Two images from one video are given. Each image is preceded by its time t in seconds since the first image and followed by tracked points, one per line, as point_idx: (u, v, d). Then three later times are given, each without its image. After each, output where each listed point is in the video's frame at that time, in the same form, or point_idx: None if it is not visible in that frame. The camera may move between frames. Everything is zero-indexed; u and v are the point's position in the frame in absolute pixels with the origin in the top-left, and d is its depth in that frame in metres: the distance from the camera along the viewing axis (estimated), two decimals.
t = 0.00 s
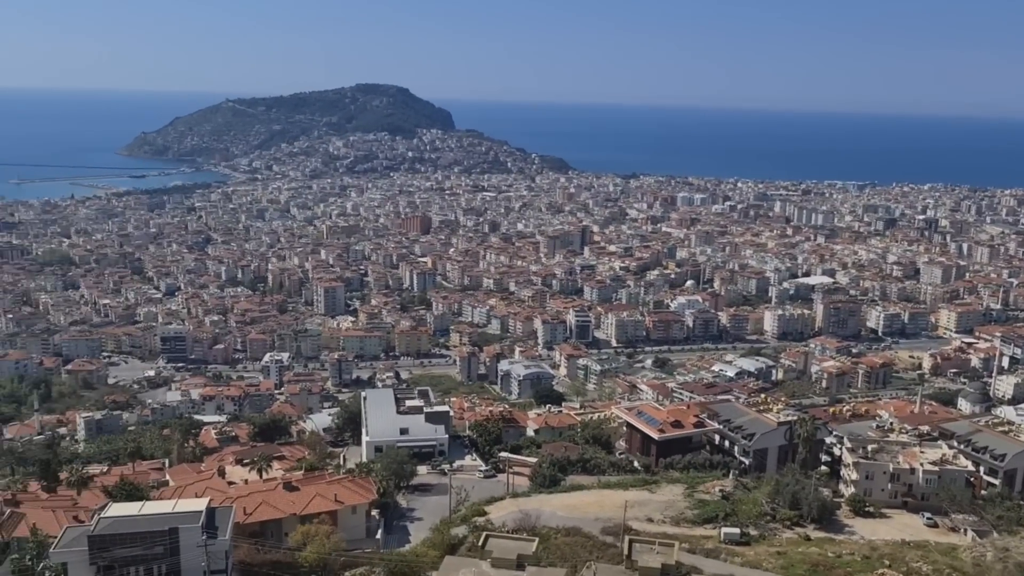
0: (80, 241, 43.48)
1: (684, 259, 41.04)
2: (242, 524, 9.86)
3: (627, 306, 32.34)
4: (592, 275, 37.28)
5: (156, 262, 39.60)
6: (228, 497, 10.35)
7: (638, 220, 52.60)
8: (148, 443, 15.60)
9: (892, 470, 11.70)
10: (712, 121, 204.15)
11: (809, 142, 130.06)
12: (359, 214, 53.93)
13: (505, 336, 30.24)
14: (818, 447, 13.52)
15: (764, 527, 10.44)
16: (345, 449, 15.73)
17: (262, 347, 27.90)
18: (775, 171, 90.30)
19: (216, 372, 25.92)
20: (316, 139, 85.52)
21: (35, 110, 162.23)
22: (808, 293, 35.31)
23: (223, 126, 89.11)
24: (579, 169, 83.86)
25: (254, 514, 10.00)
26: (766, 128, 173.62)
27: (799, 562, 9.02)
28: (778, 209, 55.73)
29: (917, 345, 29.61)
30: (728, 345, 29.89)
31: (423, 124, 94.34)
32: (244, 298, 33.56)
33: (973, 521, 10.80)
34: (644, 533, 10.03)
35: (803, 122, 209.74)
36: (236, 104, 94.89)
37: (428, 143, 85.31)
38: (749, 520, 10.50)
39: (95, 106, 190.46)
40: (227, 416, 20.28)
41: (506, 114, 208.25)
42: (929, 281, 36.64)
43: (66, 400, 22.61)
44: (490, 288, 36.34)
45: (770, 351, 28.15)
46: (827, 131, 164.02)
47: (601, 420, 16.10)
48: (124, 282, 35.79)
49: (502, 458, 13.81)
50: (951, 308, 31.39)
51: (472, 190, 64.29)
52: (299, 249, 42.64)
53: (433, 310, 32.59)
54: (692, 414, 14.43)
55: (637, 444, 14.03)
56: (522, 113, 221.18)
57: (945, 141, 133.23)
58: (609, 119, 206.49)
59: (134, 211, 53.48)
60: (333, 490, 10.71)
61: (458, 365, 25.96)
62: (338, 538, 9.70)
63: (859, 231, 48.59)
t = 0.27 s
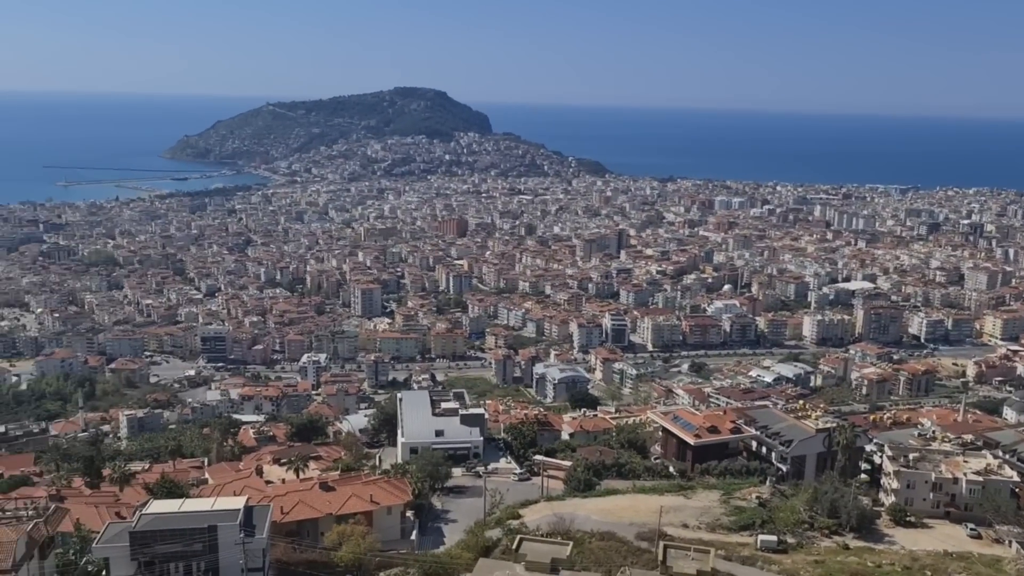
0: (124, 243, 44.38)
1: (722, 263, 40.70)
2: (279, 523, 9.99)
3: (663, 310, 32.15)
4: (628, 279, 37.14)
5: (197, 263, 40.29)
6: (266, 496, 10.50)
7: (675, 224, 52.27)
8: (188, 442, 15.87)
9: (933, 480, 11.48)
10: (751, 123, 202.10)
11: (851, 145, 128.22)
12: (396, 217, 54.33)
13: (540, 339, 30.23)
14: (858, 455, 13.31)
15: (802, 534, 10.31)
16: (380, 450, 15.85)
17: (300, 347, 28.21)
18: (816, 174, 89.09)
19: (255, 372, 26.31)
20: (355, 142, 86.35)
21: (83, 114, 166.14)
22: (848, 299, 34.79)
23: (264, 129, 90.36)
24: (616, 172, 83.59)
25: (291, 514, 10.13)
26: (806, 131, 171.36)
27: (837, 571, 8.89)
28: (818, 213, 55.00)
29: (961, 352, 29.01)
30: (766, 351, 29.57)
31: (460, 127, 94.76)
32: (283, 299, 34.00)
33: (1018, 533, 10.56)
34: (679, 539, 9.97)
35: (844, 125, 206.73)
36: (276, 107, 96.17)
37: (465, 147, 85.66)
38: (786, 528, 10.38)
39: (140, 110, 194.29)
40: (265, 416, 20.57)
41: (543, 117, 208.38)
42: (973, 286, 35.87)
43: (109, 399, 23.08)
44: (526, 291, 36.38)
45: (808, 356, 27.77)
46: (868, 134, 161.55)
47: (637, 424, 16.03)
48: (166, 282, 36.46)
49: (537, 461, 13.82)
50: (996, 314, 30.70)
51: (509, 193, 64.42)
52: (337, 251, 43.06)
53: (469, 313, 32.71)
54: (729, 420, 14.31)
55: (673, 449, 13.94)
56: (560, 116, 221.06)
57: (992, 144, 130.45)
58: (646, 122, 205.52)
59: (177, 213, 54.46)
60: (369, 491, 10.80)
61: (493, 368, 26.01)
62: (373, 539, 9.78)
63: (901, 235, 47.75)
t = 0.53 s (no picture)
0: (162, 243, 45.13)
1: (755, 268, 40.33)
2: (311, 522, 10.08)
3: (695, 315, 31.95)
4: (660, 283, 36.95)
5: (232, 264, 40.84)
6: (298, 495, 10.61)
7: (708, 228, 51.91)
8: (222, 441, 16.10)
9: (971, 490, 11.27)
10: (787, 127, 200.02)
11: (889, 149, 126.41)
12: (429, 219, 54.60)
13: (572, 343, 30.20)
14: (893, 464, 13.12)
15: (835, 543, 10.18)
16: (411, 452, 15.93)
17: (333, 348, 28.48)
18: (852, 179, 87.92)
19: (288, 372, 26.60)
20: (389, 145, 86.95)
21: (123, 117, 169.23)
22: (885, 305, 34.28)
23: (299, 132, 91.34)
24: (649, 176, 83.28)
25: (322, 513, 10.22)
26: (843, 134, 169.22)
27: None
28: (854, 218, 54.28)
29: (1001, 361, 28.43)
30: (800, 357, 29.25)
31: (493, 130, 94.99)
32: (316, 300, 34.33)
33: None
34: (710, 546, 9.90)
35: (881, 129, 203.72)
36: (312, 110, 97.15)
37: (498, 150, 85.83)
38: (818, 536, 10.26)
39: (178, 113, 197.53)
40: (298, 416, 20.78)
41: (576, 121, 208.03)
42: (1014, 293, 35.15)
43: (146, 396, 23.48)
44: (557, 294, 36.36)
45: (843, 363, 27.41)
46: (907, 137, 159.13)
47: (668, 429, 15.94)
48: (203, 283, 36.99)
49: (567, 465, 13.80)
50: None
51: (541, 196, 64.43)
52: (370, 253, 43.38)
53: (500, 316, 32.76)
54: (761, 426, 14.18)
55: (704, 454, 13.85)
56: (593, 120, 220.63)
57: None
58: (680, 126, 204.28)
59: (213, 214, 55.26)
60: (400, 492, 10.86)
61: (524, 371, 26.02)
62: (403, 540, 9.84)
63: (940, 241, 46.96)
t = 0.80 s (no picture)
0: (196, 245, 45.75)
1: (787, 274, 39.92)
2: (339, 524, 10.17)
3: (726, 321, 31.72)
4: (690, 288, 36.73)
5: (264, 266, 41.27)
6: (327, 496, 10.70)
7: (739, 233, 51.50)
8: (253, 441, 16.28)
9: (1008, 502, 11.07)
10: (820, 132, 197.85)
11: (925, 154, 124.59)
12: (458, 223, 54.78)
13: (601, 347, 30.12)
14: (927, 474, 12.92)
15: (867, 553, 10.05)
16: (439, 454, 15.99)
17: (363, 350, 28.70)
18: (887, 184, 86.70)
19: (318, 374, 26.82)
20: (420, 148, 87.39)
21: (160, 121, 171.82)
22: (919, 312, 33.77)
23: (331, 136, 92.14)
24: (680, 181, 82.84)
25: (351, 514, 10.30)
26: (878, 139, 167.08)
27: None
28: (889, 224, 53.54)
29: None
30: (832, 364, 28.90)
31: (524, 134, 95.09)
32: (347, 303, 34.60)
33: None
34: (739, 554, 9.81)
35: (917, 134, 200.67)
36: (344, 114, 97.95)
37: (528, 154, 85.90)
38: (850, 546, 10.13)
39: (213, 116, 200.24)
40: (328, 417, 20.94)
41: (607, 125, 207.53)
42: None
43: (178, 396, 23.81)
44: (587, 298, 36.29)
45: (876, 371, 27.03)
46: (943, 142, 156.74)
47: (697, 435, 15.84)
48: (235, 284, 37.44)
49: (595, 470, 13.76)
50: None
51: (571, 200, 64.36)
52: (400, 256, 43.63)
53: (529, 319, 32.76)
54: (792, 434, 14.04)
55: (733, 461, 13.75)
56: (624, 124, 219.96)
57: None
58: (712, 129, 202.92)
59: (246, 217, 55.91)
60: (428, 494, 10.92)
61: (553, 375, 25.99)
62: (430, 542, 9.88)
63: (977, 248, 46.16)
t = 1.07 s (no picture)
0: (228, 247, 46.31)
1: (818, 280, 39.52)
2: (367, 525, 10.23)
3: (756, 326, 31.45)
4: (720, 293, 36.51)
5: (295, 268, 41.67)
6: (354, 497, 10.78)
7: (770, 238, 51.09)
8: (282, 441, 16.45)
9: None
10: (853, 136, 195.64)
11: (961, 159, 122.68)
12: (487, 226, 54.92)
13: (629, 352, 30.01)
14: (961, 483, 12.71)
15: (899, 564, 9.90)
16: (466, 458, 16.03)
17: (391, 353, 28.87)
18: (922, 189, 85.39)
19: (347, 375, 27.02)
20: (449, 152, 87.74)
21: (194, 124, 174.24)
22: (954, 319, 33.25)
23: (362, 139, 92.85)
24: (710, 185, 82.31)
25: (378, 516, 10.37)
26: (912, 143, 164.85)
27: None
28: (922, 229, 52.79)
29: None
30: (863, 371, 28.55)
31: (553, 138, 95.10)
32: (376, 305, 34.83)
33: None
34: (767, 562, 9.74)
35: (955, 137, 197.36)
36: (375, 118, 98.66)
37: (558, 157, 85.90)
38: (881, 556, 9.99)
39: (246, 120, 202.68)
40: (356, 419, 21.09)
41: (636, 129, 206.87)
42: None
43: (210, 396, 24.12)
44: (615, 303, 36.20)
45: (909, 378, 26.65)
46: (980, 147, 154.14)
47: (726, 442, 15.73)
48: (266, 286, 37.82)
49: (623, 475, 13.72)
50: None
51: (601, 204, 64.25)
52: (429, 259, 43.81)
53: (557, 323, 32.73)
54: (823, 441, 13.90)
55: (763, 468, 13.64)
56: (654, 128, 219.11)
57: None
58: (743, 133, 201.51)
59: (278, 219, 56.49)
60: (454, 497, 10.94)
61: (580, 379, 25.94)
62: (457, 545, 9.91)
63: (1014, 254, 45.35)
